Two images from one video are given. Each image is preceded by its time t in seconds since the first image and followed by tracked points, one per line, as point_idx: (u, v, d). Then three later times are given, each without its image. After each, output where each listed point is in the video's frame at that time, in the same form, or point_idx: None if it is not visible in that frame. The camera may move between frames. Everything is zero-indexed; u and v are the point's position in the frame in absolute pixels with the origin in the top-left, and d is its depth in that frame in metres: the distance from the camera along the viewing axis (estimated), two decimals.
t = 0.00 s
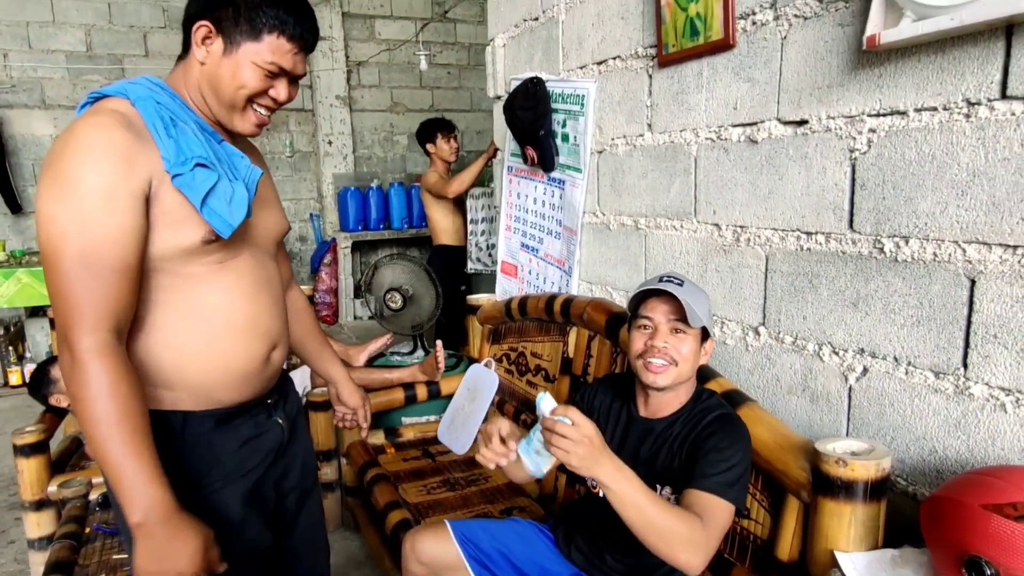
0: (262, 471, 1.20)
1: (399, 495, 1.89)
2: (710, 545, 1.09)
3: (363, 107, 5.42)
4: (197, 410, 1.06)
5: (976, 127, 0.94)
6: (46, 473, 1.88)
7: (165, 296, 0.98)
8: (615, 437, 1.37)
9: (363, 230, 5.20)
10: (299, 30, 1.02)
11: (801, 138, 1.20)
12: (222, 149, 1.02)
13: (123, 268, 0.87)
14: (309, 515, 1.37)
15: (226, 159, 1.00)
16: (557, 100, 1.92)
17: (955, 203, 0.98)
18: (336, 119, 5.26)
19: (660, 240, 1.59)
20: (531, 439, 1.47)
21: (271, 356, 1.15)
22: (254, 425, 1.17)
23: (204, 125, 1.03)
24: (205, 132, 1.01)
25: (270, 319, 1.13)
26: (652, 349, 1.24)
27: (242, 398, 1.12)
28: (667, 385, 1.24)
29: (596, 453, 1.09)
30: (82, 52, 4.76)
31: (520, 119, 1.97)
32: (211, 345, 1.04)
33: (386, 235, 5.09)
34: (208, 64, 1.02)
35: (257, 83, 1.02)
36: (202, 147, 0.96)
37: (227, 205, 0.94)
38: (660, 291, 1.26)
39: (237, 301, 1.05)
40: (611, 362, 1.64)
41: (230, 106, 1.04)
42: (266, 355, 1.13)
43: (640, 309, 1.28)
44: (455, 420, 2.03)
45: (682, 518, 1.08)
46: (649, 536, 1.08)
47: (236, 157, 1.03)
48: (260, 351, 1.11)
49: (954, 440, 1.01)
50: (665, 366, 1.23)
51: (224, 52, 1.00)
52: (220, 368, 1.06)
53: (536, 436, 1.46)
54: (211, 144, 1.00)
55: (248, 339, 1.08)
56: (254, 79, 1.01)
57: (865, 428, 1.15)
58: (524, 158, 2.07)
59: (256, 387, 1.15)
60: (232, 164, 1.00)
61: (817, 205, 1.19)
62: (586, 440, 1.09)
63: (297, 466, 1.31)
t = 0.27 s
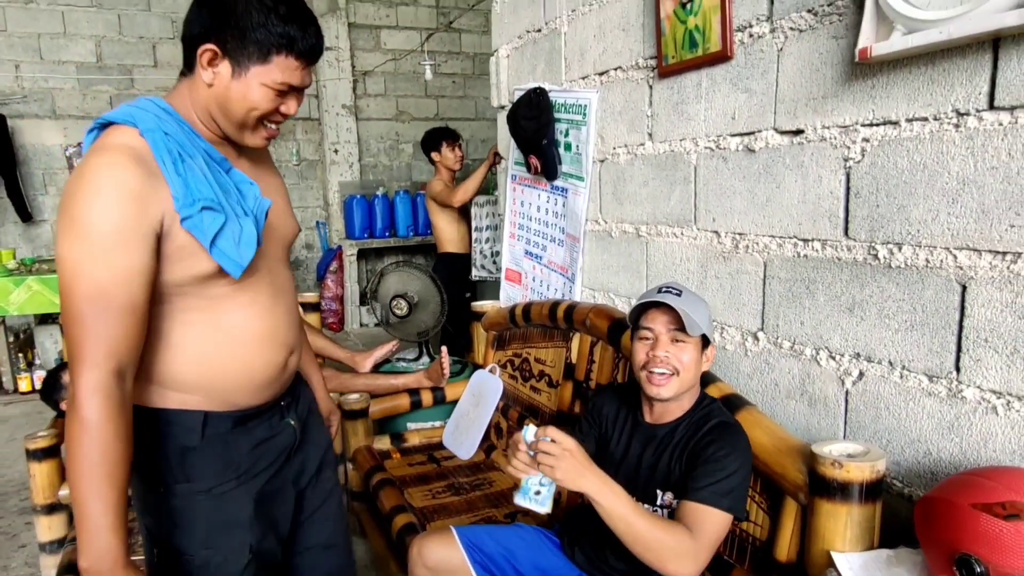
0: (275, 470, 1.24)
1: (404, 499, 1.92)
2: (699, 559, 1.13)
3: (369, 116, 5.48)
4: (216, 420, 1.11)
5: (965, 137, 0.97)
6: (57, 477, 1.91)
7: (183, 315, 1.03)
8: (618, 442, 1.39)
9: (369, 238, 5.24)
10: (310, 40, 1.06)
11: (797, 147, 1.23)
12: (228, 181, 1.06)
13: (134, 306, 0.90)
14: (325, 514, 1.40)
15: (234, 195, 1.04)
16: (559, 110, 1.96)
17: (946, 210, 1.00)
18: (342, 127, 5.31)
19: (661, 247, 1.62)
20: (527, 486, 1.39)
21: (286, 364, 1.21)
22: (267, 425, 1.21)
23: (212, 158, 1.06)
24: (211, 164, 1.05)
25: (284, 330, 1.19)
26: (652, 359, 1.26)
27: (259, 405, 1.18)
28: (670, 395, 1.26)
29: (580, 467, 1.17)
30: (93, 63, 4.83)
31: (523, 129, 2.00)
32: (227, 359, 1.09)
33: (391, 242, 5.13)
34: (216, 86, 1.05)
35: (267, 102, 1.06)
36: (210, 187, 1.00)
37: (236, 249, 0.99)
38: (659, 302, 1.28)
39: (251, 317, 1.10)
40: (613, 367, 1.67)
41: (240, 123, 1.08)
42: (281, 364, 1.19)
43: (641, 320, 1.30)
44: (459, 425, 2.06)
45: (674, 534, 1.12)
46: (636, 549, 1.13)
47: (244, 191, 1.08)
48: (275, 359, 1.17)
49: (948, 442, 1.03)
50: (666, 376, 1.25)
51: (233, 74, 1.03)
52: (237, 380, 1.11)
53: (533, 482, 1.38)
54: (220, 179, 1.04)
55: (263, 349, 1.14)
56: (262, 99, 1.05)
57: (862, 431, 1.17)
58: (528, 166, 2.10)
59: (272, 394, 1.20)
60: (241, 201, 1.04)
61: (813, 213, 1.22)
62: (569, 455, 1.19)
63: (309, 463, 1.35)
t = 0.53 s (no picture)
0: (294, 461, 1.30)
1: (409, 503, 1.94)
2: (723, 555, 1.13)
3: (374, 125, 5.53)
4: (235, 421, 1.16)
5: (955, 149, 0.99)
6: (69, 482, 1.95)
7: (206, 319, 1.09)
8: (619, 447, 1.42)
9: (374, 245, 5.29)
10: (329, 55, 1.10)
11: (793, 158, 1.26)
12: (244, 195, 1.08)
13: (156, 314, 0.97)
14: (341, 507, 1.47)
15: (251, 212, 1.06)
16: (562, 120, 1.99)
17: (937, 220, 1.03)
18: (346, 136, 5.38)
19: (661, 255, 1.65)
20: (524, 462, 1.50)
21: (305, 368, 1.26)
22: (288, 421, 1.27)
23: (230, 175, 1.08)
24: (229, 181, 1.07)
25: (302, 335, 1.24)
26: (648, 366, 1.29)
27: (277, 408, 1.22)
28: (668, 401, 1.28)
29: (644, 433, 1.13)
30: (102, 74, 4.90)
31: (526, 139, 2.04)
32: (245, 361, 1.14)
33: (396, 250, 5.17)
34: (238, 102, 1.09)
35: (282, 119, 1.10)
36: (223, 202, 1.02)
37: (246, 264, 1.02)
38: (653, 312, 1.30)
39: (272, 320, 1.16)
40: (615, 373, 1.69)
41: (261, 137, 1.13)
42: (299, 367, 1.24)
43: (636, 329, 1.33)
44: (463, 431, 2.09)
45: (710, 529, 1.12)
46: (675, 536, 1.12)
47: (258, 205, 1.09)
48: (294, 363, 1.22)
49: (941, 446, 1.06)
50: (662, 382, 1.27)
51: (251, 91, 1.07)
52: (255, 382, 1.16)
53: (530, 457, 1.49)
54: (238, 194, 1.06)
55: (284, 351, 1.19)
56: (281, 114, 1.09)
57: (858, 435, 1.19)
58: (531, 176, 2.14)
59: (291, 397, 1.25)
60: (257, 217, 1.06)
61: (809, 222, 1.25)
62: (628, 418, 1.14)
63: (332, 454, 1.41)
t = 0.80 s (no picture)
0: (325, 458, 1.39)
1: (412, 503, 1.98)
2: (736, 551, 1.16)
3: (374, 130, 5.58)
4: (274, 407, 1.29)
5: (939, 155, 1.03)
6: (76, 483, 1.99)
7: (251, 312, 1.23)
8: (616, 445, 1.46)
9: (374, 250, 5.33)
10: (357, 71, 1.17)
11: (785, 164, 1.30)
12: (282, 199, 1.17)
13: (205, 301, 1.11)
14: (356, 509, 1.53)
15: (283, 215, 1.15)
16: (560, 127, 2.03)
17: (923, 224, 1.07)
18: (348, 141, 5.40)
19: (658, 259, 1.69)
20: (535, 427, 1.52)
21: (337, 364, 1.36)
22: (321, 418, 1.37)
23: (274, 183, 1.19)
24: (272, 188, 1.17)
25: (334, 333, 1.34)
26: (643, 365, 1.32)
27: (313, 399, 1.33)
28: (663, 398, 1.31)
29: (687, 419, 1.16)
30: (105, 80, 4.93)
31: (525, 145, 2.08)
32: (282, 353, 1.26)
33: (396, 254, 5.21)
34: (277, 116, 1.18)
35: (315, 130, 1.16)
36: (255, 203, 1.12)
37: (269, 260, 1.11)
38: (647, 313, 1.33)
39: (312, 317, 1.29)
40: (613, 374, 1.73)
41: (297, 148, 1.19)
42: (331, 362, 1.34)
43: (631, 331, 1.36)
44: (464, 432, 2.14)
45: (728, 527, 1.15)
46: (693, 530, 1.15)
47: (293, 209, 1.17)
48: (326, 359, 1.33)
49: (928, 443, 1.09)
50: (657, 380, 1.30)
51: (285, 104, 1.14)
52: (290, 373, 1.28)
53: (538, 424, 1.52)
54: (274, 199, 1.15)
55: (320, 347, 1.31)
56: (310, 125, 1.15)
57: (849, 433, 1.23)
58: (530, 181, 2.18)
59: (325, 390, 1.35)
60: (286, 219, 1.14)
61: (800, 226, 1.29)
62: (674, 401, 1.17)
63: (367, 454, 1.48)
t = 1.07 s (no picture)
0: (349, 438, 1.51)
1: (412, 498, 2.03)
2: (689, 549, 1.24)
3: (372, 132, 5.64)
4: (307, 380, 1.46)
5: (917, 160, 1.08)
6: (82, 479, 2.03)
7: (300, 293, 1.41)
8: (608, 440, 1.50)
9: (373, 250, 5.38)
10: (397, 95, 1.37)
11: (772, 167, 1.35)
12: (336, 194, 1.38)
13: (259, 274, 1.32)
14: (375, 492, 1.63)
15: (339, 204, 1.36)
16: (557, 129, 2.07)
17: (902, 225, 1.11)
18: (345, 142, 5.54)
19: (651, 258, 1.74)
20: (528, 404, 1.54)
21: (366, 351, 1.49)
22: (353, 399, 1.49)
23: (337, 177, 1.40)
24: (335, 181, 1.39)
25: (365, 322, 1.48)
26: (631, 363, 1.35)
27: (343, 379, 1.47)
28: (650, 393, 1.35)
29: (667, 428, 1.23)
30: (106, 82, 4.97)
31: (522, 147, 2.12)
32: (319, 332, 1.43)
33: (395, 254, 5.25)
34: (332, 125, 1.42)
35: (354, 134, 1.36)
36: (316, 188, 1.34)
37: (320, 236, 1.32)
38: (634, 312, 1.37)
39: (355, 306, 1.46)
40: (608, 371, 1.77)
41: (343, 152, 1.40)
42: (360, 348, 1.47)
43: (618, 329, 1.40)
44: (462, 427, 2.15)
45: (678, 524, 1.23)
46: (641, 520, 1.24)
47: (345, 202, 1.38)
48: (356, 344, 1.47)
49: (909, 434, 1.14)
50: (645, 375, 1.34)
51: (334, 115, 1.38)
52: (323, 351, 1.44)
53: (530, 400, 1.53)
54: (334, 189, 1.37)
55: (357, 334, 1.47)
56: (349, 133, 1.36)
57: (834, 426, 1.27)
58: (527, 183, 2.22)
59: (353, 373, 1.49)
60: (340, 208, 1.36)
61: (788, 227, 1.33)
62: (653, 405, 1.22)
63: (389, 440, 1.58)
